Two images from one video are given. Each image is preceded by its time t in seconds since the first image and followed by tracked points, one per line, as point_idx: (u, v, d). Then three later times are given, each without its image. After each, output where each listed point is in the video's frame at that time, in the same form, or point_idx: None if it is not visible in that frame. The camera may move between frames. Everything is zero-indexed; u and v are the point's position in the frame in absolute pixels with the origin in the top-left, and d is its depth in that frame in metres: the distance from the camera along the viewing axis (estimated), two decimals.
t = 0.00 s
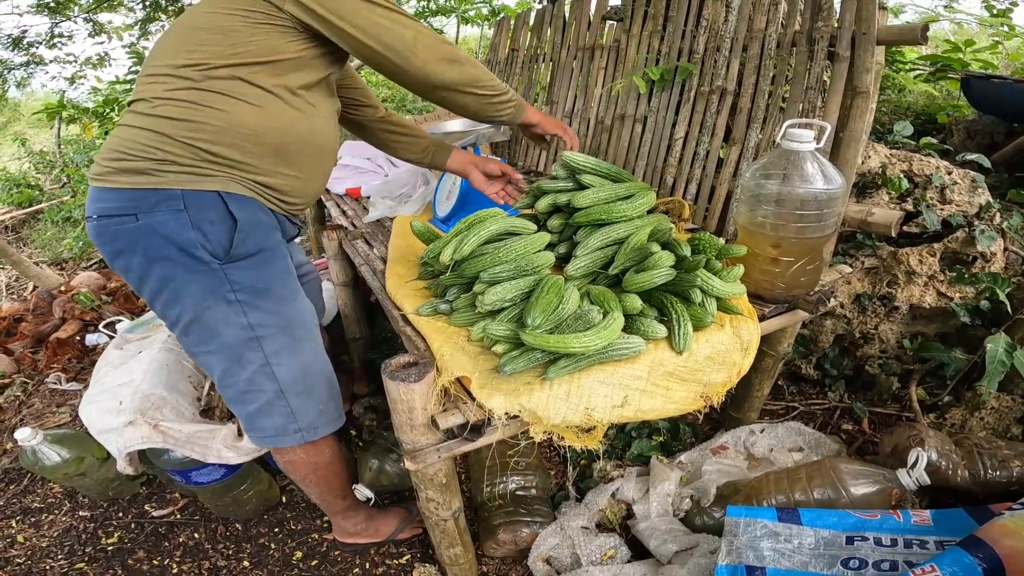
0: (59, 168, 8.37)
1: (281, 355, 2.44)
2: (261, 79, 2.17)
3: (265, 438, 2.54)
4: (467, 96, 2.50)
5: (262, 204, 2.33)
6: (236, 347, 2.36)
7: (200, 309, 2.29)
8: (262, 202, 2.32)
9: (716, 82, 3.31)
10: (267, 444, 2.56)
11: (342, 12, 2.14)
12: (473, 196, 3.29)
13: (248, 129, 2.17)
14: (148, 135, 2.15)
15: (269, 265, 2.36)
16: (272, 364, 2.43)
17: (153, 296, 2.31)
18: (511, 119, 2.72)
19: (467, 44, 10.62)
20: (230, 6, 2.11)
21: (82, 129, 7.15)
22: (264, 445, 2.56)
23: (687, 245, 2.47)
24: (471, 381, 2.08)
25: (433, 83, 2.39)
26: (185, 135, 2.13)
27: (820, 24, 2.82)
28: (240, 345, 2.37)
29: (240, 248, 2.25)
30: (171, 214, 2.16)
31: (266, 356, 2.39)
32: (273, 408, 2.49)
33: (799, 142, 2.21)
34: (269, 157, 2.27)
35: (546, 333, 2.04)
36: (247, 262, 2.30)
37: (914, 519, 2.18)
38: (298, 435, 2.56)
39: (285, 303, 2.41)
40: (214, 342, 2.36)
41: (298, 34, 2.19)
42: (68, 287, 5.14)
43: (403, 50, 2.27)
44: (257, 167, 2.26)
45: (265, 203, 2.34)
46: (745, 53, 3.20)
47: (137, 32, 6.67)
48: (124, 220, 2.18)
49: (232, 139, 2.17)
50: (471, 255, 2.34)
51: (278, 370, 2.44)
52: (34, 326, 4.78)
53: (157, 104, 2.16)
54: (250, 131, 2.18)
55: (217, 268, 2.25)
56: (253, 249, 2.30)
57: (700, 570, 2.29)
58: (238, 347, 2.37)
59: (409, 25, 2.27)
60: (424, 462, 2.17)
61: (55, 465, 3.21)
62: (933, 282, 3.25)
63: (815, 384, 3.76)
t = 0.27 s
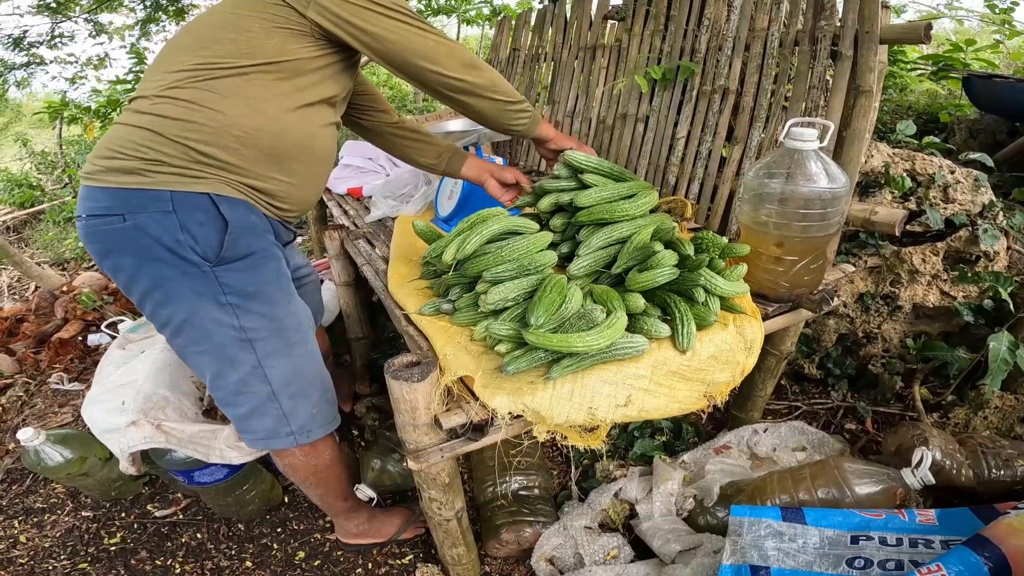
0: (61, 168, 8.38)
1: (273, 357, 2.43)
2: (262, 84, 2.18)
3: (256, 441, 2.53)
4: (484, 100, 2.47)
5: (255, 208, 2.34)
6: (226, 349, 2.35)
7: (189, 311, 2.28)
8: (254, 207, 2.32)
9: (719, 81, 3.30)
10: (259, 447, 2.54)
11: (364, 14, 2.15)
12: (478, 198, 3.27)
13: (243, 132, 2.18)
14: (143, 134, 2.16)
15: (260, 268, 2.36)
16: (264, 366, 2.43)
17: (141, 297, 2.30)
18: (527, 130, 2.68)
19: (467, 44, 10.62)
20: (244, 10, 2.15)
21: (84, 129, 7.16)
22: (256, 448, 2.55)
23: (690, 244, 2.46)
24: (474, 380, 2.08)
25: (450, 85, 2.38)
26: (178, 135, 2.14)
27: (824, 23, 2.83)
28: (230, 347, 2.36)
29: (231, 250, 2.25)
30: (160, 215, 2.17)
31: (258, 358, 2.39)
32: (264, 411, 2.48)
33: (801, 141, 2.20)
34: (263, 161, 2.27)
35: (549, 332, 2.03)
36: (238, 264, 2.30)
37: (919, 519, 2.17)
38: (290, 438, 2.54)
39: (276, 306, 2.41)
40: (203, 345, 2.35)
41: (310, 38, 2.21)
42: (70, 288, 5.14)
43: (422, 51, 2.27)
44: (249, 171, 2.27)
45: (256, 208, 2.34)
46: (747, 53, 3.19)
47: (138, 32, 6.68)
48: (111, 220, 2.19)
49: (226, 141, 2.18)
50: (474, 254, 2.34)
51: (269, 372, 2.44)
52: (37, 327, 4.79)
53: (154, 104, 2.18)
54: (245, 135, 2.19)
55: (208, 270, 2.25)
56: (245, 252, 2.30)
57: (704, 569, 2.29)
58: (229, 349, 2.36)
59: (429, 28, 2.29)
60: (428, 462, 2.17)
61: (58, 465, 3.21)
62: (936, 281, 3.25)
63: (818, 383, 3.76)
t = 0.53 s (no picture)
0: (61, 169, 8.37)
1: (272, 357, 2.43)
2: (266, 85, 2.18)
3: (255, 442, 2.53)
4: (485, 108, 2.44)
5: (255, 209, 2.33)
6: (225, 350, 2.34)
7: (187, 311, 2.27)
8: (254, 207, 2.31)
9: (720, 80, 3.29)
10: (258, 448, 2.53)
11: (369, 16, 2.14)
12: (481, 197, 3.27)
13: (245, 132, 2.18)
14: (143, 133, 2.16)
15: (259, 269, 2.35)
16: (263, 367, 2.42)
17: (139, 297, 2.29)
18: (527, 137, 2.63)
19: (468, 44, 10.61)
20: (251, 10, 2.15)
21: (85, 130, 7.16)
22: (254, 449, 2.53)
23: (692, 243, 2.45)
24: (476, 380, 2.07)
25: (451, 91, 2.35)
26: (179, 134, 2.14)
27: (826, 21, 2.81)
28: (229, 347, 2.35)
29: (230, 250, 2.24)
30: (158, 215, 2.16)
31: (257, 358, 2.39)
32: (262, 411, 2.47)
33: (805, 139, 2.19)
34: (264, 162, 2.27)
35: (551, 332, 2.02)
36: (236, 264, 2.29)
37: (924, 519, 2.16)
38: (289, 439, 2.53)
39: (275, 307, 2.40)
40: (202, 345, 2.34)
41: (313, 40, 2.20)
42: (71, 288, 5.14)
43: (425, 54, 2.25)
44: (250, 172, 2.26)
45: (257, 209, 2.34)
46: (749, 51, 3.18)
47: (138, 33, 6.68)
48: (109, 219, 2.17)
49: (228, 141, 2.17)
50: (475, 253, 2.33)
51: (269, 373, 2.43)
52: (38, 327, 4.78)
53: (155, 102, 2.17)
54: (246, 135, 2.19)
55: (206, 270, 2.24)
56: (243, 252, 2.29)
57: (707, 570, 2.28)
58: (227, 349, 2.35)
59: (433, 31, 2.27)
60: (429, 462, 2.16)
61: (59, 466, 3.20)
62: (940, 281, 3.24)
63: (820, 383, 3.74)
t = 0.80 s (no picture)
0: (62, 169, 8.39)
1: (271, 356, 2.43)
2: (264, 86, 2.19)
3: (255, 441, 2.52)
4: (478, 113, 2.44)
5: (254, 209, 2.34)
6: (224, 349, 2.35)
7: (186, 311, 2.27)
8: (253, 208, 2.32)
9: (718, 80, 3.30)
10: (258, 447, 2.53)
11: (364, 18, 2.14)
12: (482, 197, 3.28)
13: (242, 133, 2.19)
14: (142, 133, 2.16)
15: (257, 268, 2.35)
16: (262, 366, 2.42)
17: (138, 297, 2.29)
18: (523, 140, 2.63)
19: (468, 44, 10.62)
20: (248, 11, 2.16)
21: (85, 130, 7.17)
22: (254, 448, 2.53)
23: (689, 243, 2.45)
24: (472, 380, 2.07)
25: (446, 95, 2.35)
26: (178, 135, 2.15)
27: (823, 22, 2.82)
28: (229, 346, 2.35)
29: (229, 250, 2.25)
30: (158, 214, 2.16)
31: (257, 357, 2.39)
32: (262, 410, 2.47)
33: (801, 140, 2.19)
34: (263, 163, 2.28)
35: (547, 332, 2.03)
36: (235, 264, 2.29)
37: (919, 519, 2.16)
38: (289, 438, 2.53)
39: (274, 306, 2.40)
40: (201, 345, 2.34)
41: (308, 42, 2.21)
42: (71, 288, 5.15)
43: (419, 57, 2.24)
44: (248, 172, 2.27)
45: (255, 209, 2.34)
46: (747, 52, 3.18)
47: (138, 33, 6.70)
48: (109, 219, 2.18)
49: (226, 142, 2.18)
50: (472, 253, 2.33)
51: (268, 372, 2.43)
52: (38, 327, 4.79)
53: (153, 103, 2.18)
54: (244, 135, 2.19)
55: (206, 270, 2.24)
56: (242, 252, 2.29)
57: (704, 570, 2.28)
58: (227, 348, 2.36)
59: (428, 33, 2.26)
60: (426, 462, 2.16)
61: (58, 466, 3.21)
62: (938, 281, 3.24)
63: (819, 383, 3.74)
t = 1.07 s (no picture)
0: (63, 170, 8.39)
1: (270, 360, 2.43)
2: (262, 91, 2.21)
3: (254, 444, 2.52)
4: (475, 118, 2.45)
5: (252, 213, 2.35)
6: (223, 352, 2.35)
7: (185, 314, 2.28)
8: (251, 212, 2.33)
9: (718, 82, 3.30)
10: (257, 450, 2.53)
11: (361, 21, 2.14)
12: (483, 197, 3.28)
13: (240, 137, 2.20)
14: (141, 138, 2.18)
15: (256, 272, 2.36)
16: (262, 369, 2.42)
17: (137, 301, 2.30)
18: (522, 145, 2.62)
19: (468, 44, 10.62)
20: (246, 16, 2.17)
21: (86, 131, 7.18)
22: (253, 450, 2.53)
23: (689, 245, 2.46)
24: (474, 383, 2.08)
25: (444, 100, 2.35)
26: (176, 140, 2.16)
27: (823, 23, 2.83)
28: (228, 349, 2.36)
29: (227, 254, 2.25)
30: (156, 219, 2.17)
31: (256, 360, 2.39)
32: (262, 413, 2.47)
33: (800, 142, 2.20)
34: (261, 167, 2.29)
35: (548, 335, 2.03)
36: (234, 268, 2.30)
37: (919, 521, 2.16)
38: (288, 440, 2.53)
39: (273, 310, 2.41)
40: (200, 348, 2.35)
41: (305, 47, 2.21)
42: (73, 289, 5.15)
43: (417, 61, 2.24)
44: (246, 177, 2.28)
45: (254, 213, 2.35)
46: (747, 53, 3.19)
47: (139, 34, 6.71)
48: (108, 224, 2.19)
49: (224, 146, 2.19)
50: (473, 256, 2.34)
51: (267, 375, 2.43)
52: (39, 328, 4.80)
53: (153, 107, 2.20)
54: (242, 139, 2.20)
55: (204, 274, 2.25)
56: (241, 256, 2.30)
57: (704, 571, 2.29)
58: (226, 351, 2.36)
59: (425, 38, 2.26)
60: (427, 464, 2.17)
61: (60, 467, 3.21)
62: (938, 282, 3.24)
63: (819, 384, 3.75)
